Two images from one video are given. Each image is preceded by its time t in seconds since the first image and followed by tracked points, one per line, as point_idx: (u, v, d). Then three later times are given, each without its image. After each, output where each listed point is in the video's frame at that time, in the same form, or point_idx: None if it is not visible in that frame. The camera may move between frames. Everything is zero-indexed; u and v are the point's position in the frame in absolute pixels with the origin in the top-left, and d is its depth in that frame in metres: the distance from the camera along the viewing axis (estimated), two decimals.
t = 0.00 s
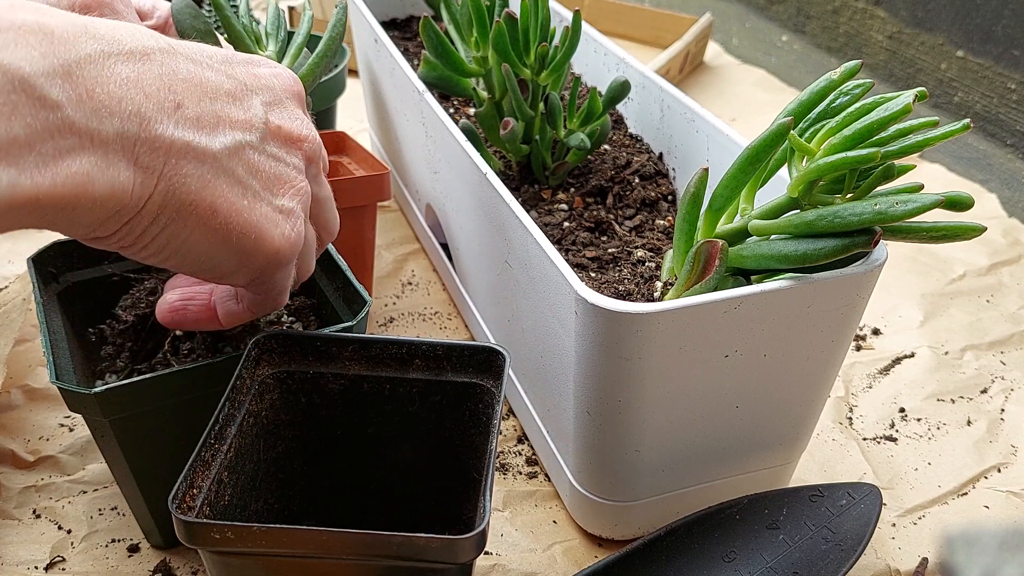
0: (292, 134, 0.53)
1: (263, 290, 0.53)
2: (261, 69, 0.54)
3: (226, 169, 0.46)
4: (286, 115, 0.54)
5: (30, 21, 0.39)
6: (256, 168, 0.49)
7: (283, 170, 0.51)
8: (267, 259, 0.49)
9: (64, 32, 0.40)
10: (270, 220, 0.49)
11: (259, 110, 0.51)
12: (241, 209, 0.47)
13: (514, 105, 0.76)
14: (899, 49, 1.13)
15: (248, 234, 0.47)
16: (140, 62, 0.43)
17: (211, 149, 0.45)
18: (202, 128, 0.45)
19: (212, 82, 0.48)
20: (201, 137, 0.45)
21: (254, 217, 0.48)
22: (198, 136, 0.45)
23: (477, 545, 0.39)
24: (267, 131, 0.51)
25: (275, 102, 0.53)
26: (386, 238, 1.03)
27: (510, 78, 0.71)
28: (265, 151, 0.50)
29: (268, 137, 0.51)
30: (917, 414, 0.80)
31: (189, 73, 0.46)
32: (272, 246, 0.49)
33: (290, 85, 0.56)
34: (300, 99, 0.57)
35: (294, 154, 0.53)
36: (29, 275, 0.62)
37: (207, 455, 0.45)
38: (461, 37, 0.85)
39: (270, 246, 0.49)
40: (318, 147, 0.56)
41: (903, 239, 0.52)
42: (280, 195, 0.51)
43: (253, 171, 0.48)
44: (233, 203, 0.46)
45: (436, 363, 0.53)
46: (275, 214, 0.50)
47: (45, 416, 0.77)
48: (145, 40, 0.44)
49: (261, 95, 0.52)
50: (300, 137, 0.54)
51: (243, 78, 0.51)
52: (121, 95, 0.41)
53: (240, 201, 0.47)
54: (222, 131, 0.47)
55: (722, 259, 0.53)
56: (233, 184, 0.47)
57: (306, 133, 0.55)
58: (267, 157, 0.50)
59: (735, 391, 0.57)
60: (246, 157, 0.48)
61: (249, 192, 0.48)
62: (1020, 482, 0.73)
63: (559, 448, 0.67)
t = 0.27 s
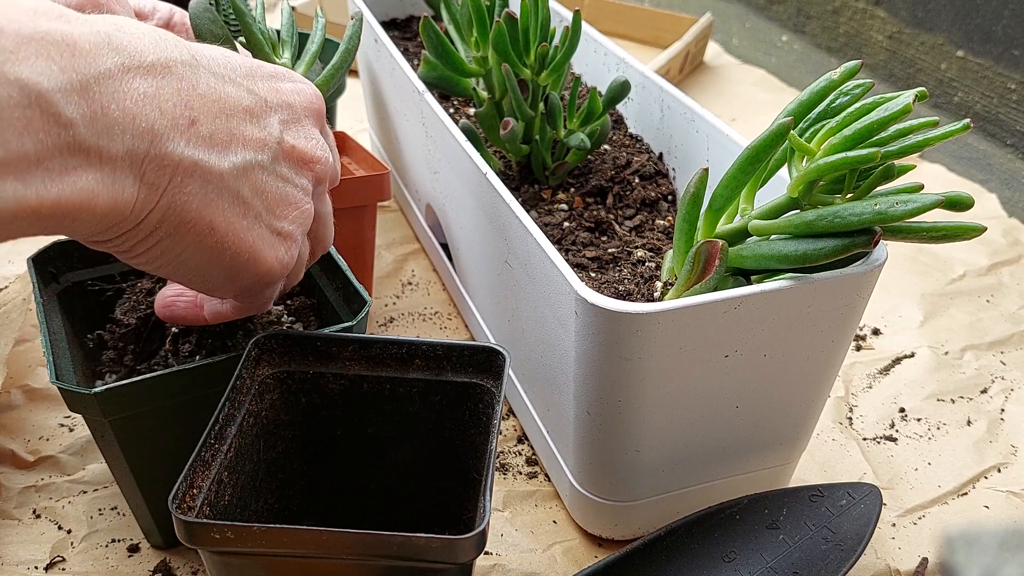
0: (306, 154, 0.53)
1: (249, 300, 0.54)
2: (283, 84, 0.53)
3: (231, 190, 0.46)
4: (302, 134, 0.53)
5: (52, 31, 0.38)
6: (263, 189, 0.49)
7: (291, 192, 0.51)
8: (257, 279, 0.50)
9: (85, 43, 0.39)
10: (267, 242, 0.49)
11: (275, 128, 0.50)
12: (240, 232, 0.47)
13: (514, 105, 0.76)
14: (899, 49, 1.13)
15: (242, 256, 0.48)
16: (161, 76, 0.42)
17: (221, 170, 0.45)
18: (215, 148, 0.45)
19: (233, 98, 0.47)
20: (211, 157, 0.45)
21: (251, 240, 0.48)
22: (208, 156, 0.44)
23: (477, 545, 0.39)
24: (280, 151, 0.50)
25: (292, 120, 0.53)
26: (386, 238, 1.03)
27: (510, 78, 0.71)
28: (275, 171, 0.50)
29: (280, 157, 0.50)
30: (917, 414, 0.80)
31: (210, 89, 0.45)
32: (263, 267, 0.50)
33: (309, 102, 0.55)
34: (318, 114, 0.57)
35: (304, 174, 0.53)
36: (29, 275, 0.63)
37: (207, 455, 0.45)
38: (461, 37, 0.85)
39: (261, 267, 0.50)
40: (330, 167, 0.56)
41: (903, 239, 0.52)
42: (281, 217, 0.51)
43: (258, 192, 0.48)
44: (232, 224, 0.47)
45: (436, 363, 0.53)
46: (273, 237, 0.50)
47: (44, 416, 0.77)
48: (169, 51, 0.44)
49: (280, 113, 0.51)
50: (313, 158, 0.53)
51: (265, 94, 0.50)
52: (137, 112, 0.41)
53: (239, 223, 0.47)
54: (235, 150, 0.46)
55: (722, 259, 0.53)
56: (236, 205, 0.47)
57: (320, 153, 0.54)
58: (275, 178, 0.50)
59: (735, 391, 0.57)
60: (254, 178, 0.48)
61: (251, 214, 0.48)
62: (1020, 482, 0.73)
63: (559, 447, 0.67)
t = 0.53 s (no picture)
0: (301, 162, 0.53)
1: (245, 307, 0.54)
2: (278, 89, 0.54)
3: (234, 192, 0.46)
4: (296, 141, 0.54)
5: (65, 25, 0.39)
6: (262, 193, 0.49)
7: (288, 197, 0.52)
8: (257, 282, 0.50)
9: (97, 40, 0.40)
10: (268, 245, 0.49)
11: (273, 134, 0.51)
12: (242, 233, 0.47)
13: (514, 106, 0.76)
14: (899, 49, 1.13)
15: (243, 258, 0.48)
16: (168, 75, 0.43)
17: (224, 170, 0.45)
18: (219, 148, 0.45)
19: (234, 100, 0.48)
20: (216, 157, 0.45)
21: (252, 243, 0.48)
22: (213, 157, 0.45)
23: (477, 545, 0.39)
24: (278, 156, 0.51)
25: (288, 125, 0.53)
26: (386, 238, 1.03)
27: (510, 78, 0.72)
28: (273, 175, 0.50)
29: (278, 163, 0.51)
30: (917, 414, 0.80)
31: (212, 90, 0.46)
32: (264, 271, 0.49)
33: (303, 107, 0.56)
34: (310, 121, 0.57)
35: (297, 181, 0.54)
36: (29, 275, 0.63)
37: (207, 455, 0.45)
38: (461, 37, 0.85)
39: (262, 270, 0.49)
40: (322, 175, 0.56)
41: (903, 239, 0.52)
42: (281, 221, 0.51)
43: (259, 195, 0.49)
44: (235, 226, 0.47)
45: (436, 363, 0.53)
46: (273, 240, 0.50)
47: (44, 416, 0.77)
48: (174, 50, 0.44)
49: (277, 118, 0.52)
50: (307, 166, 0.54)
51: (263, 98, 0.51)
52: (145, 109, 0.41)
53: (241, 225, 0.47)
54: (238, 151, 0.47)
55: (722, 259, 0.53)
56: (238, 206, 0.47)
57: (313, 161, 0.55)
58: (273, 182, 0.50)
59: (735, 392, 0.57)
60: (255, 180, 0.48)
61: (252, 216, 0.48)
62: (1020, 482, 0.73)
63: (559, 447, 0.67)
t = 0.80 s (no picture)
0: (311, 153, 0.53)
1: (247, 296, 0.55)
2: (289, 81, 0.54)
3: (242, 191, 0.47)
4: (306, 132, 0.54)
5: (74, 31, 0.38)
6: (272, 189, 0.49)
7: (297, 191, 0.52)
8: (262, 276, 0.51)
9: (104, 44, 0.39)
10: (274, 240, 0.50)
11: (284, 127, 0.51)
12: (249, 231, 0.48)
13: (514, 105, 0.76)
14: (899, 49, 1.13)
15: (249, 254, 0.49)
16: (176, 74, 0.43)
17: (233, 170, 0.45)
18: (228, 148, 0.45)
19: (244, 96, 0.47)
20: (224, 156, 0.45)
21: (259, 239, 0.49)
22: (222, 156, 0.45)
23: (477, 545, 0.39)
24: (287, 151, 0.51)
25: (298, 118, 0.53)
26: (386, 238, 1.03)
27: (510, 78, 0.71)
28: (283, 170, 0.50)
29: (288, 157, 0.51)
30: (917, 414, 0.80)
31: (221, 87, 0.46)
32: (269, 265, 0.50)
33: (313, 98, 0.56)
34: (321, 110, 0.57)
35: (308, 173, 0.54)
36: (29, 275, 0.63)
37: (207, 455, 0.45)
38: (461, 37, 0.85)
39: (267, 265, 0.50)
40: (332, 165, 0.56)
41: (903, 239, 0.52)
42: (287, 216, 0.51)
43: (268, 191, 0.49)
44: (242, 224, 0.47)
45: (436, 363, 0.53)
46: (279, 236, 0.51)
47: (44, 416, 0.77)
48: (182, 49, 0.44)
49: (288, 111, 0.52)
50: (317, 157, 0.54)
51: (274, 90, 0.51)
52: (154, 112, 0.41)
53: (248, 223, 0.48)
54: (246, 149, 0.47)
55: (722, 259, 0.53)
56: (246, 205, 0.47)
57: (323, 152, 0.55)
58: (283, 177, 0.50)
59: (735, 391, 0.57)
60: (264, 177, 0.48)
61: (259, 213, 0.49)
62: (1020, 482, 0.73)
63: (559, 447, 0.67)
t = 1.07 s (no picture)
0: (308, 160, 0.53)
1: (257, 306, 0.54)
2: (283, 92, 0.54)
3: (242, 192, 0.46)
4: (304, 140, 0.54)
5: (63, 32, 0.39)
6: (272, 192, 0.49)
7: (298, 196, 0.52)
8: (270, 283, 0.50)
9: (94, 45, 0.40)
10: (279, 244, 0.49)
11: (280, 134, 0.51)
12: (252, 232, 0.47)
13: (514, 105, 0.76)
14: (899, 49, 1.13)
15: (255, 259, 0.48)
16: (168, 77, 0.43)
17: (230, 171, 0.45)
18: (223, 149, 0.45)
19: (235, 102, 0.48)
20: (220, 157, 0.45)
21: (263, 243, 0.48)
22: (218, 157, 0.45)
23: (477, 545, 0.39)
24: (285, 156, 0.51)
25: (295, 126, 0.53)
26: (386, 238, 1.03)
27: (510, 78, 0.71)
28: (281, 175, 0.50)
29: (285, 162, 0.51)
30: (917, 414, 0.80)
31: (214, 91, 0.46)
32: (276, 271, 0.49)
33: (309, 110, 0.56)
34: (317, 123, 0.57)
35: (307, 180, 0.53)
36: (29, 275, 0.63)
37: (207, 455, 0.45)
38: (461, 37, 0.85)
39: (274, 270, 0.49)
40: (330, 174, 0.56)
41: (904, 239, 0.52)
42: (291, 221, 0.51)
43: (267, 194, 0.48)
44: (245, 226, 0.47)
45: (436, 363, 0.53)
46: (284, 239, 0.50)
47: (44, 416, 0.77)
48: (173, 55, 0.44)
49: (284, 119, 0.52)
50: (315, 164, 0.54)
51: (267, 99, 0.51)
52: (147, 111, 0.41)
53: (251, 225, 0.47)
54: (242, 152, 0.47)
55: (722, 259, 0.53)
56: (247, 206, 0.47)
57: (321, 159, 0.55)
58: (282, 181, 0.50)
59: (735, 391, 0.57)
60: (263, 180, 0.48)
61: (261, 216, 0.48)
62: (1020, 482, 0.73)
63: (559, 447, 0.67)
